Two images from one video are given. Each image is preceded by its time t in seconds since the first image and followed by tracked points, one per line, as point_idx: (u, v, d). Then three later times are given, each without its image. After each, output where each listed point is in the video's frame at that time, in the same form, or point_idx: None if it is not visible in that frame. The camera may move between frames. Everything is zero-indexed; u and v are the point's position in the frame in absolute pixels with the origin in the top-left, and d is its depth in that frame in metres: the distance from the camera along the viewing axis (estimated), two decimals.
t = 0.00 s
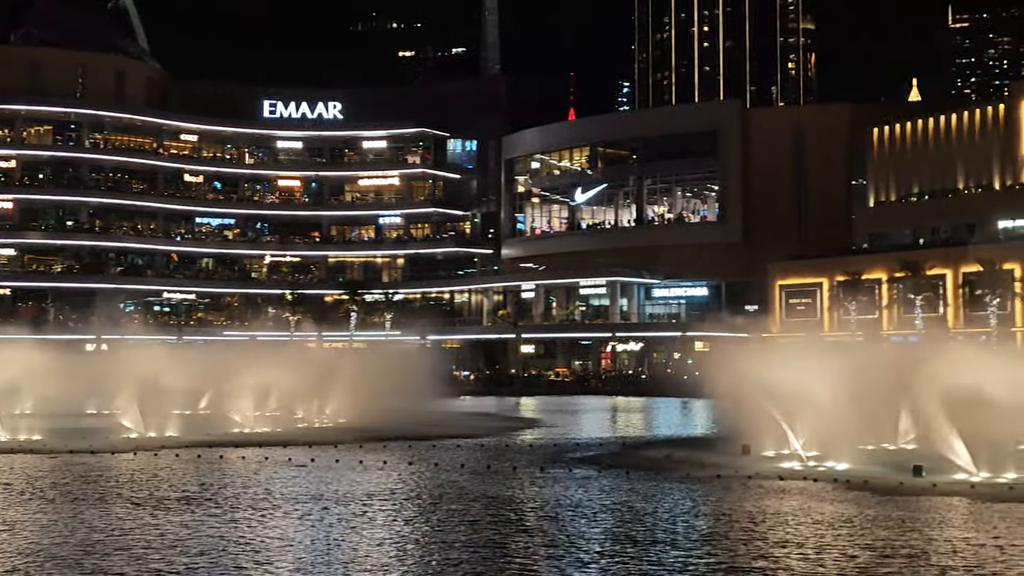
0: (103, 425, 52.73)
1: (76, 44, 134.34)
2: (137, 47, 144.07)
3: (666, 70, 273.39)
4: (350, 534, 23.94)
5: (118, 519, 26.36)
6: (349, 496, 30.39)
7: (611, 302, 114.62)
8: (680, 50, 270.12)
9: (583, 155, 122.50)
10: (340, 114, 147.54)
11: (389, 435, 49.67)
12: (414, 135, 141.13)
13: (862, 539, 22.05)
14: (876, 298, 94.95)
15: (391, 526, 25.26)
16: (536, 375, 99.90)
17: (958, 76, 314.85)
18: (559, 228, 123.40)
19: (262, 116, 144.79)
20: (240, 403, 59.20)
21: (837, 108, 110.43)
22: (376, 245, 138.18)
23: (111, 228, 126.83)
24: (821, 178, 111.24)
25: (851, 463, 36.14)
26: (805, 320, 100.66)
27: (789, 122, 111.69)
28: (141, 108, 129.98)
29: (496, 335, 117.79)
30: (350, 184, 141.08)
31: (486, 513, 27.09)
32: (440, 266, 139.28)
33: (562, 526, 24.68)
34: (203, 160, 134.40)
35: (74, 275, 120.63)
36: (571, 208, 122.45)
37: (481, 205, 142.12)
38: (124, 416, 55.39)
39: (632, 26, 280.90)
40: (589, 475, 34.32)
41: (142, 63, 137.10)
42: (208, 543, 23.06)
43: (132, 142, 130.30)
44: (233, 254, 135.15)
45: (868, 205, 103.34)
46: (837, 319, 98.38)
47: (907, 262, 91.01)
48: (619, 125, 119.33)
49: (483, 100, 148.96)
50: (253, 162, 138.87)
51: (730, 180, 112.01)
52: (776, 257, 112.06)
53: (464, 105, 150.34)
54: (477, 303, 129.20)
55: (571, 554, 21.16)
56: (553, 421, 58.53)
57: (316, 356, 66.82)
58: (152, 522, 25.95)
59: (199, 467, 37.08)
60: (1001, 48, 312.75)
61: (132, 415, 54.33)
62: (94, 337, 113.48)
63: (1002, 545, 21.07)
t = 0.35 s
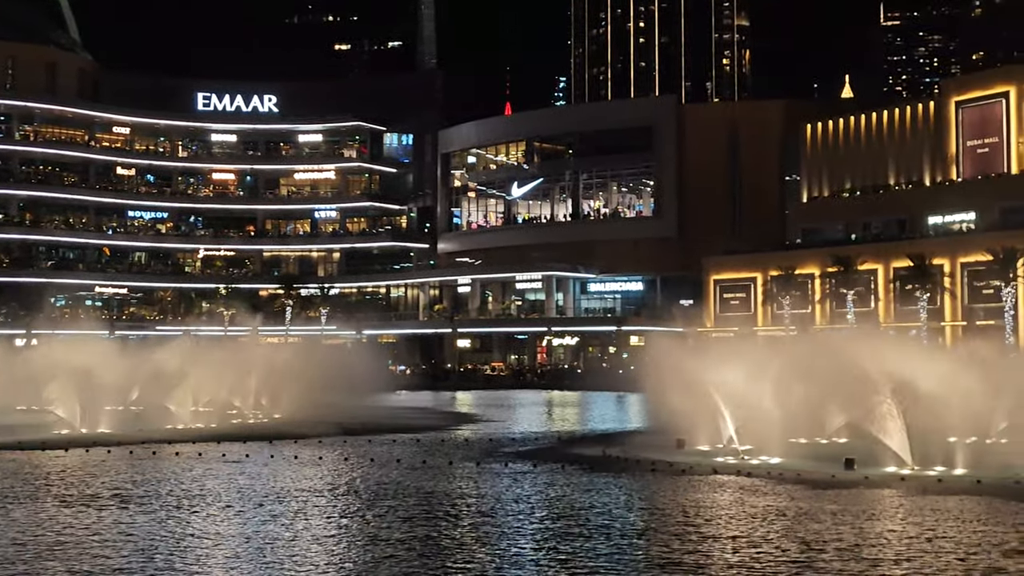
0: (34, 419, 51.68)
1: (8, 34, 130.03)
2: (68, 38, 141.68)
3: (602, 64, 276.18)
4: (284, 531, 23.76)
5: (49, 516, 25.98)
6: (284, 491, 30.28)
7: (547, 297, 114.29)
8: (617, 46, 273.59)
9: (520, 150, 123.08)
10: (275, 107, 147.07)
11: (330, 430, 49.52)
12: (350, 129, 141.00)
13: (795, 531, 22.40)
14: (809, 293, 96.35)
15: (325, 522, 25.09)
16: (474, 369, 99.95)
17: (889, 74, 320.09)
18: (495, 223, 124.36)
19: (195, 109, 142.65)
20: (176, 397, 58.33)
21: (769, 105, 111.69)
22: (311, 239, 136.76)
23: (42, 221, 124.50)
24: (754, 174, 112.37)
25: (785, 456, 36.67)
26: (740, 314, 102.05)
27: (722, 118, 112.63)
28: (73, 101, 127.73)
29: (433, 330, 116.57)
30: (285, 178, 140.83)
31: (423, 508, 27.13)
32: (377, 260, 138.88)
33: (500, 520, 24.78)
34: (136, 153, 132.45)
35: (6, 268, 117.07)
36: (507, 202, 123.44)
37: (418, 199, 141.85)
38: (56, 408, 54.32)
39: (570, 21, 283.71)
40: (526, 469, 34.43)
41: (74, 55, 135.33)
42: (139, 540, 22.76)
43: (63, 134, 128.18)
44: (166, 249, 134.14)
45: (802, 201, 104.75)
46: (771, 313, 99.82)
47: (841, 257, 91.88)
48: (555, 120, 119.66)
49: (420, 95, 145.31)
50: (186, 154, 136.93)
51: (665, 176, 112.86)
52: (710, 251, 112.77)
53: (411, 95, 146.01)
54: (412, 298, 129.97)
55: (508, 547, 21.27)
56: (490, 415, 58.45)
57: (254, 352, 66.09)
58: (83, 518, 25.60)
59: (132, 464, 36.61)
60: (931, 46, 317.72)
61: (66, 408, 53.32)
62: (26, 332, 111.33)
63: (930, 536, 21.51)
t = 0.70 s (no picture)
0: None
1: None
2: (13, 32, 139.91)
3: (553, 63, 277.64)
4: (233, 531, 23.61)
5: None
6: (232, 491, 30.03)
7: (498, 294, 115.23)
8: (567, 45, 275.67)
9: (471, 148, 123.20)
10: (225, 103, 146.11)
11: (282, 429, 49.39)
12: (300, 126, 140.51)
13: (744, 530, 22.53)
14: (759, 290, 97.28)
15: (274, 521, 24.98)
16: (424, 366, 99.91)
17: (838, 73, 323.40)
18: (446, 220, 124.63)
19: (142, 104, 142.29)
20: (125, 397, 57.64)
21: (721, 104, 111.85)
22: (261, 236, 136.92)
23: None
24: (704, 174, 112.35)
25: (732, 454, 36.99)
26: (689, 312, 102.89)
27: (673, 117, 112.93)
28: (19, 96, 125.64)
29: (384, 328, 116.62)
30: (235, 175, 139.71)
31: (373, 508, 27.00)
32: (327, 258, 138.38)
33: (451, 520, 24.70)
34: (84, 150, 130.90)
35: None
36: (458, 199, 123.62)
37: (368, 197, 139.47)
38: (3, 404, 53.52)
39: (520, 19, 284.86)
40: (477, 468, 34.47)
41: (21, 50, 135.47)
42: (86, 541, 22.53)
43: (8, 131, 126.15)
44: (113, 246, 133.19)
45: (752, 200, 105.40)
46: (720, 311, 100.69)
47: (789, 255, 92.89)
48: (507, 118, 119.89)
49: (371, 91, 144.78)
50: (134, 151, 135.41)
51: (616, 174, 113.44)
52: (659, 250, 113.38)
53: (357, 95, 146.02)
54: (363, 295, 130.11)
55: (457, 548, 21.16)
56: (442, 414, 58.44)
57: (206, 351, 65.52)
58: (27, 520, 25.28)
59: (79, 464, 36.21)
60: (878, 46, 321.84)
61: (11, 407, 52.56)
62: None
63: (877, 533, 21.71)
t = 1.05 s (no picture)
0: None
1: None
2: None
3: (518, 61, 277.52)
4: (195, 532, 23.52)
5: None
6: (195, 492, 29.84)
7: (463, 292, 115.91)
8: (532, 44, 275.38)
9: (436, 146, 123.06)
10: (188, 101, 144.46)
11: (246, 429, 49.08)
12: (265, 124, 140.11)
13: (708, 530, 22.65)
14: (722, 289, 97.93)
15: (237, 522, 24.90)
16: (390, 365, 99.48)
17: (801, 72, 325.62)
18: (411, 218, 124.26)
19: (106, 102, 139.84)
20: (89, 398, 56.93)
21: (684, 103, 112.36)
22: (225, 233, 136.00)
23: None
24: (668, 172, 112.89)
25: (696, 452, 37.22)
26: (654, 310, 103.24)
27: (637, 115, 113.36)
28: None
29: (348, 327, 116.06)
30: (198, 173, 138.75)
31: (337, 509, 26.92)
32: (292, 255, 137.60)
33: (416, 520, 24.68)
34: (45, 147, 129.77)
35: None
36: (422, 198, 123.27)
37: (333, 195, 140.26)
38: None
39: (486, 17, 284.67)
40: (442, 467, 34.53)
41: None
42: (46, 543, 22.39)
43: None
44: (76, 244, 132.72)
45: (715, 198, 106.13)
46: (683, 309, 100.99)
47: (752, 254, 93.78)
48: (472, 117, 119.92)
49: (337, 89, 146.16)
50: (96, 148, 135.09)
51: (580, 172, 113.66)
52: (623, 248, 113.75)
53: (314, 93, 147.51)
54: (328, 294, 129.87)
55: (421, 550, 21.14)
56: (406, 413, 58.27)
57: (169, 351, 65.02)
58: None
59: (41, 464, 35.96)
60: (841, 46, 324.20)
61: None
62: None
63: (842, 533, 21.90)
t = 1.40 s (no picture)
0: None
1: None
2: None
3: (488, 61, 277.47)
4: (167, 535, 23.36)
5: None
6: (166, 495, 29.63)
7: (435, 293, 115.21)
8: (503, 44, 275.31)
9: (407, 146, 123.01)
10: (158, 101, 143.70)
11: (216, 431, 48.94)
12: (235, 124, 139.61)
13: (681, 531, 22.73)
14: (694, 290, 98.32)
15: (209, 525, 24.75)
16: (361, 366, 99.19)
17: (772, 72, 327.37)
18: (383, 219, 124.35)
19: (74, 102, 138.71)
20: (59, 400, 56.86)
21: (656, 103, 112.57)
22: (195, 235, 135.04)
23: None
24: (639, 173, 113.08)
25: (668, 452, 37.40)
26: (625, 310, 103.48)
27: (608, 115, 113.55)
28: None
29: (320, 327, 115.70)
30: (168, 173, 138.21)
31: (310, 511, 26.86)
32: (263, 256, 137.97)
33: (389, 523, 24.64)
34: (13, 147, 128.95)
35: None
36: (394, 198, 123.53)
37: (305, 195, 140.07)
38: None
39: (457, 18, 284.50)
40: (415, 469, 34.53)
41: None
42: (14, 548, 22.18)
43: None
44: (44, 246, 132.08)
45: (687, 198, 106.44)
46: (655, 309, 101.40)
47: (723, 253, 94.29)
48: (443, 117, 119.82)
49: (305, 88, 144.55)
50: (65, 149, 134.30)
51: (552, 172, 113.86)
52: (594, 248, 113.87)
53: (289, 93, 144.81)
54: (300, 295, 129.81)
55: (393, 552, 21.08)
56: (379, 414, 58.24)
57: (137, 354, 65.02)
58: None
59: (10, 467, 35.70)
60: (811, 46, 326.34)
61: None
62: None
63: (814, 533, 22.04)
